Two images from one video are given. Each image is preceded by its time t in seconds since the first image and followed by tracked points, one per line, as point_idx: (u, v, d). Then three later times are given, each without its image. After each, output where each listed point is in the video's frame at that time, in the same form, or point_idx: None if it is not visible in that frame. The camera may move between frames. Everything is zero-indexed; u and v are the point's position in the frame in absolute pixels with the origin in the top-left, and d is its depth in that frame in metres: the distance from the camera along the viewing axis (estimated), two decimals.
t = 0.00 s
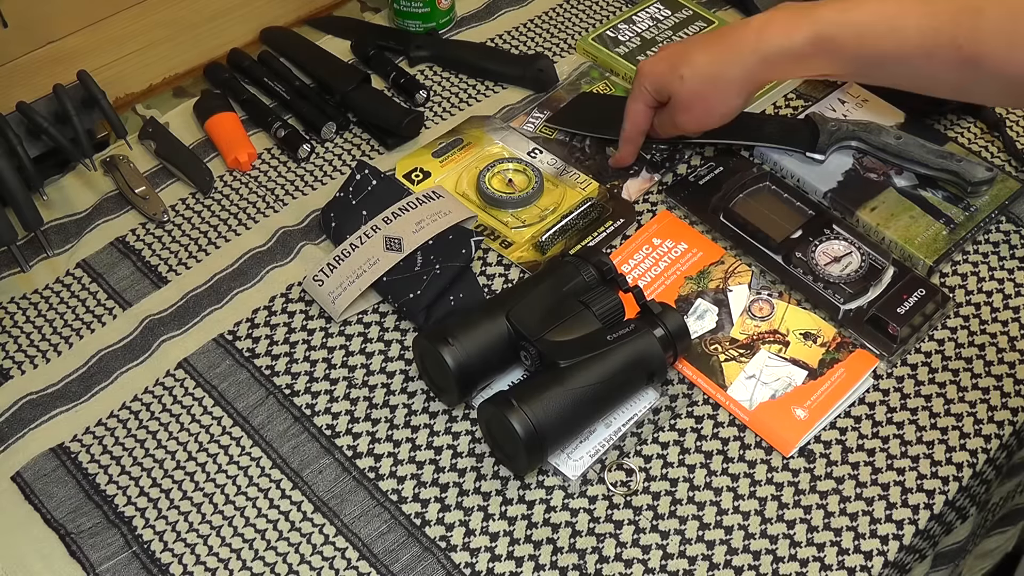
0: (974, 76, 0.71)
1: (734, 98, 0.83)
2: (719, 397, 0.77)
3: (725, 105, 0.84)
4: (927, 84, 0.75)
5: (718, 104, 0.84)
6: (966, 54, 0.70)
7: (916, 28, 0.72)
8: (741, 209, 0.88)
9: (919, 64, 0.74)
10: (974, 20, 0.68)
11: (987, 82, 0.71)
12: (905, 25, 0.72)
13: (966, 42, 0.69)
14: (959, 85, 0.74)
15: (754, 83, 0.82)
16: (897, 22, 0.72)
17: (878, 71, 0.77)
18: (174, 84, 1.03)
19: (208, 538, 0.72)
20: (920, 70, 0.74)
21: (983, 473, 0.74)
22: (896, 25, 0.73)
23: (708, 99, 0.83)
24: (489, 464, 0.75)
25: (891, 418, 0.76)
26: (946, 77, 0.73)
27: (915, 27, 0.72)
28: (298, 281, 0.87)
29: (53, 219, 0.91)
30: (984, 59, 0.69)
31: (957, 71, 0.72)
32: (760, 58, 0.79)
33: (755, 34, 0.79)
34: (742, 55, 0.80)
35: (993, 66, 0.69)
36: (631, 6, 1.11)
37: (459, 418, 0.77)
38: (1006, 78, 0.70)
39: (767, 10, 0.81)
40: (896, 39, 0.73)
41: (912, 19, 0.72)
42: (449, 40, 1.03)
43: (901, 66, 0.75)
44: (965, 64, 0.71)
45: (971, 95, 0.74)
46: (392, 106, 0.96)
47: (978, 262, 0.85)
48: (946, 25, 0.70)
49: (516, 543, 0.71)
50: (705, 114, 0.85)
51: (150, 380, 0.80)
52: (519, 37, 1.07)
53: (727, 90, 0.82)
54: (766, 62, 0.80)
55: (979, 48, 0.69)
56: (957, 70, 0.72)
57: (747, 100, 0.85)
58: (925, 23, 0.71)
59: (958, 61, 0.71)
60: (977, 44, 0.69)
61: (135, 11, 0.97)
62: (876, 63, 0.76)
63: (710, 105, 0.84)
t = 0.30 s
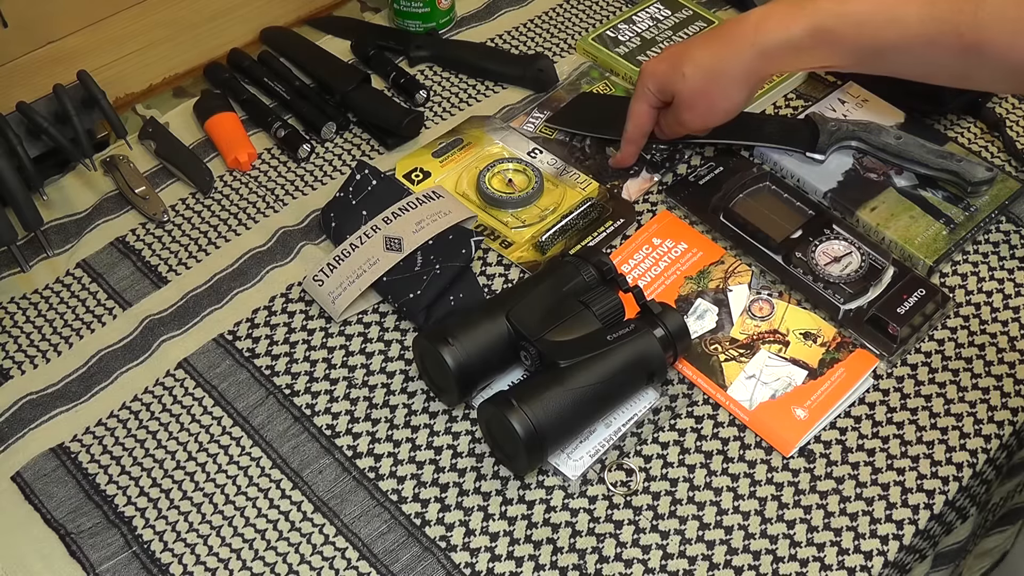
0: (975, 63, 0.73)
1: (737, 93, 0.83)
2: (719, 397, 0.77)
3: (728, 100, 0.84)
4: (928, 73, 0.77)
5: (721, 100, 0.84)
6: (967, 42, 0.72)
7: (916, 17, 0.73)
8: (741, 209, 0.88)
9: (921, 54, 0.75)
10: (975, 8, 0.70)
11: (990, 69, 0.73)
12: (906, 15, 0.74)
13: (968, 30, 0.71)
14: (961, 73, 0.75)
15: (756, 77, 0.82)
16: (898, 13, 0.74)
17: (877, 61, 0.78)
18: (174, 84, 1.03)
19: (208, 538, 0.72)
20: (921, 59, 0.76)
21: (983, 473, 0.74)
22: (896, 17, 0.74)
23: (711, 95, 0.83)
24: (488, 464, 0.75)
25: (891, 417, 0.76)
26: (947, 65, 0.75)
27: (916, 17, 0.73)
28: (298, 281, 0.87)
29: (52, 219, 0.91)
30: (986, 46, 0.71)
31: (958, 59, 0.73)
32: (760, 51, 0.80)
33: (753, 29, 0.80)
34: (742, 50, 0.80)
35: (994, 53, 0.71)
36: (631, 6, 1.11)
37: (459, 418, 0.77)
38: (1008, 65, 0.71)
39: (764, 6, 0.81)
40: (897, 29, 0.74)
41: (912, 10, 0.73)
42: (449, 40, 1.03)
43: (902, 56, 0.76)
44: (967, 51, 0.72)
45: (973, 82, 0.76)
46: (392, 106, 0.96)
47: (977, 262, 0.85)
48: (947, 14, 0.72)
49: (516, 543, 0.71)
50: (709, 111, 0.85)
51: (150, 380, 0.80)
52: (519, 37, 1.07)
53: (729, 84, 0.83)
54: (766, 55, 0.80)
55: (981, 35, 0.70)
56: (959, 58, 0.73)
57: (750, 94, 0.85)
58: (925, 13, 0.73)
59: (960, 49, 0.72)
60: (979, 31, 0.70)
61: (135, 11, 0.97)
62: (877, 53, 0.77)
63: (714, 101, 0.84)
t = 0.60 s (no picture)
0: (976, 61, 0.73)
1: (738, 91, 0.83)
2: (719, 397, 0.77)
3: (729, 98, 0.84)
4: (930, 71, 0.77)
5: (721, 98, 0.84)
6: (968, 39, 0.72)
7: (917, 15, 0.73)
8: (741, 209, 0.88)
9: (922, 52, 0.75)
10: (976, 6, 0.71)
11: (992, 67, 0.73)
12: (907, 12, 0.74)
13: (968, 27, 0.71)
14: (963, 72, 0.75)
15: (756, 74, 0.82)
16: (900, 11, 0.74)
17: (880, 60, 0.78)
18: (174, 84, 1.03)
19: (208, 538, 0.72)
20: (922, 58, 0.76)
21: (983, 473, 0.74)
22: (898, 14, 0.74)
23: (712, 93, 0.83)
24: (488, 464, 0.75)
25: (891, 417, 0.76)
26: (949, 63, 0.75)
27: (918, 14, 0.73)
28: (298, 281, 0.87)
29: (53, 219, 0.91)
30: (986, 44, 0.71)
31: (960, 57, 0.74)
32: (760, 48, 0.80)
33: (754, 26, 0.80)
34: (743, 47, 0.80)
35: (996, 52, 0.71)
36: (631, 5, 1.11)
37: (459, 418, 0.77)
38: (1010, 64, 0.71)
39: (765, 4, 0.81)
40: (898, 27, 0.75)
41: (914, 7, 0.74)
42: (449, 40, 1.03)
43: (904, 54, 0.76)
44: (968, 49, 0.72)
45: (975, 81, 0.76)
46: (392, 106, 0.96)
47: (977, 262, 0.85)
48: (949, 12, 0.72)
49: (516, 543, 0.71)
50: (709, 109, 0.85)
51: (150, 380, 0.80)
52: (519, 37, 1.07)
53: (729, 82, 0.82)
54: (767, 52, 0.80)
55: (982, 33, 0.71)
56: (960, 56, 0.73)
57: (751, 92, 0.85)
58: (927, 10, 0.73)
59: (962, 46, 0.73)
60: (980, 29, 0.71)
61: (135, 10, 0.97)
62: (878, 50, 0.77)
63: (714, 100, 0.84)
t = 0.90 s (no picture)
0: (973, 59, 0.73)
1: (734, 90, 0.83)
2: (719, 397, 0.77)
3: (725, 98, 0.84)
4: (927, 69, 0.77)
5: (717, 97, 0.84)
6: (963, 38, 0.72)
7: (912, 14, 0.73)
8: (741, 209, 0.88)
9: (919, 50, 0.75)
10: (970, 6, 0.71)
11: (988, 65, 0.73)
12: (902, 11, 0.74)
13: (963, 27, 0.71)
14: (961, 70, 0.75)
15: (752, 73, 0.82)
16: (896, 10, 0.74)
17: (877, 58, 0.78)
18: (174, 84, 1.03)
19: (208, 538, 0.72)
20: (919, 56, 0.76)
21: (983, 473, 0.74)
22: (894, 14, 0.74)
23: (708, 92, 0.84)
24: (489, 464, 0.75)
25: (891, 417, 0.76)
26: (946, 61, 0.75)
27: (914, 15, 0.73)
28: (298, 281, 0.87)
29: (52, 219, 0.91)
30: (982, 44, 0.71)
31: (956, 55, 0.74)
32: (756, 48, 0.80)
33: (749, 26, 0.80)
34: (738, 47, 0.80)
35: (991, 50, 0.71)
36: (631, 5, 1.11)
37: (459, 418, 0.77)
38: (1006, 62, 0.71)
39: (758, 3, 0.81)
40: (894, 26, 0.75)
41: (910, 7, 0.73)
42: (450, 40, 1.03)
43: (901, 52, 0.76)
44: (963, 48, 0.72)
45: (973, 79, 0.76)
46: (392, 106, 0.96)
47: (978, 262, 0.85)
48: (944, 11, 0.72)
49: (516, 543, 0.71)
50: (705, 108, 0.85)
51: (150, 380, 0.80)
52: (519, 37, 1.07)
53: (726, 81, 0.83)
54: (762, 52, 0.80)
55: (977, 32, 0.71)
56: (957, 54, 0.73)
57: (746, 91, 0.85)
58: (922, 9, 0.73)
59: (957, 44, 0.73)
60: (974, 29, 0.71)
61: (135, 11, 0.97)
62: (874, 49, 0.77)
63: (710, 99, 0.84)
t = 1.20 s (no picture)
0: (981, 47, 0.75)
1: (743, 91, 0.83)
2: (719, 397, 0.77)
3: (733, 100, 0.83)
4: (932, 58, 0.78)
5: (726, 99, 0.83)
6: (973, 29, 0.73)
7: (919, 7, 0.74)
8: (741, 209, 0.88)
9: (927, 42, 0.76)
10: None
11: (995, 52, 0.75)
12: (909, 5, 0.75)
13: (971, 17, 0.73)
14: (967, 57, 0.77)
15: (760, 74, 0.82)
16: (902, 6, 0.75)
17: (881, 51, 0.79)
18: (174, 84, 1.03)
19: (208, 538, 0.72)
20: (925, 47, 0.77)
21: (983, 473, 0.74)
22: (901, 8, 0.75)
23: (717, 95, 0.83)
24: (488, 464, 0.75)
25: (891, 417, 0.76)
26: (953, 50, 0.76)
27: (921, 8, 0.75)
28: (298, 281, 0.87)
29: (52, 219, 0.91)
30: (992, 33, 0.73)
31: (964, 45, 0.75)
32: (764, 49, 0.80)
33: (756, 27, 0.80)
34: (745, 49, 0.80)
35: (1001, 38, 0.73)
36: (631, 6, 1.11)
37: (459, 418, 0.77)
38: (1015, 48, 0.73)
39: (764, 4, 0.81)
40: (900, 19, 0.76)
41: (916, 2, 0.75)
42: (450, 40, 1.03)
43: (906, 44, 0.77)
44: (971, 36, 0.74)
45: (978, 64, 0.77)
46: (392, 106, 0.96)
47: (977, 262, 0.85)
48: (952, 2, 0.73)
49: (516, 543, 0.71)
50: (713, 111, 0.84)
51: (150, 380, 0.80)
52: (519, 37, 1.07)
53: (734, 84, 0.82)
54: (770, 52, 0.80)
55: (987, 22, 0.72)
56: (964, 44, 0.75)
57: (754, 93, 0.85)
58: (929, 2, 0.74)
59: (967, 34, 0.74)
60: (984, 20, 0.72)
61: (135, 11, 0.97)
62: (880, 42, 0.78)
63: (719, 101, 0.83)
